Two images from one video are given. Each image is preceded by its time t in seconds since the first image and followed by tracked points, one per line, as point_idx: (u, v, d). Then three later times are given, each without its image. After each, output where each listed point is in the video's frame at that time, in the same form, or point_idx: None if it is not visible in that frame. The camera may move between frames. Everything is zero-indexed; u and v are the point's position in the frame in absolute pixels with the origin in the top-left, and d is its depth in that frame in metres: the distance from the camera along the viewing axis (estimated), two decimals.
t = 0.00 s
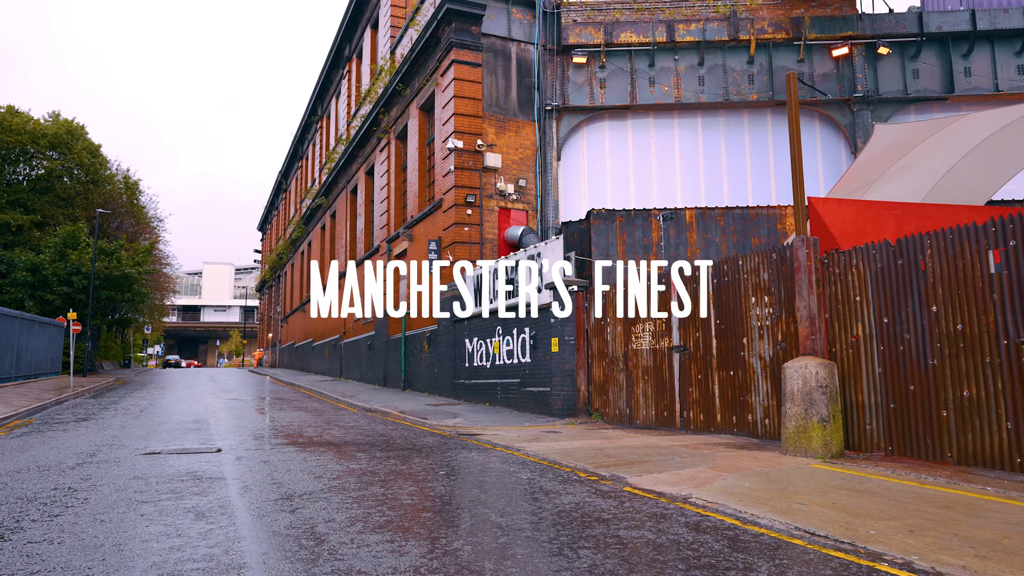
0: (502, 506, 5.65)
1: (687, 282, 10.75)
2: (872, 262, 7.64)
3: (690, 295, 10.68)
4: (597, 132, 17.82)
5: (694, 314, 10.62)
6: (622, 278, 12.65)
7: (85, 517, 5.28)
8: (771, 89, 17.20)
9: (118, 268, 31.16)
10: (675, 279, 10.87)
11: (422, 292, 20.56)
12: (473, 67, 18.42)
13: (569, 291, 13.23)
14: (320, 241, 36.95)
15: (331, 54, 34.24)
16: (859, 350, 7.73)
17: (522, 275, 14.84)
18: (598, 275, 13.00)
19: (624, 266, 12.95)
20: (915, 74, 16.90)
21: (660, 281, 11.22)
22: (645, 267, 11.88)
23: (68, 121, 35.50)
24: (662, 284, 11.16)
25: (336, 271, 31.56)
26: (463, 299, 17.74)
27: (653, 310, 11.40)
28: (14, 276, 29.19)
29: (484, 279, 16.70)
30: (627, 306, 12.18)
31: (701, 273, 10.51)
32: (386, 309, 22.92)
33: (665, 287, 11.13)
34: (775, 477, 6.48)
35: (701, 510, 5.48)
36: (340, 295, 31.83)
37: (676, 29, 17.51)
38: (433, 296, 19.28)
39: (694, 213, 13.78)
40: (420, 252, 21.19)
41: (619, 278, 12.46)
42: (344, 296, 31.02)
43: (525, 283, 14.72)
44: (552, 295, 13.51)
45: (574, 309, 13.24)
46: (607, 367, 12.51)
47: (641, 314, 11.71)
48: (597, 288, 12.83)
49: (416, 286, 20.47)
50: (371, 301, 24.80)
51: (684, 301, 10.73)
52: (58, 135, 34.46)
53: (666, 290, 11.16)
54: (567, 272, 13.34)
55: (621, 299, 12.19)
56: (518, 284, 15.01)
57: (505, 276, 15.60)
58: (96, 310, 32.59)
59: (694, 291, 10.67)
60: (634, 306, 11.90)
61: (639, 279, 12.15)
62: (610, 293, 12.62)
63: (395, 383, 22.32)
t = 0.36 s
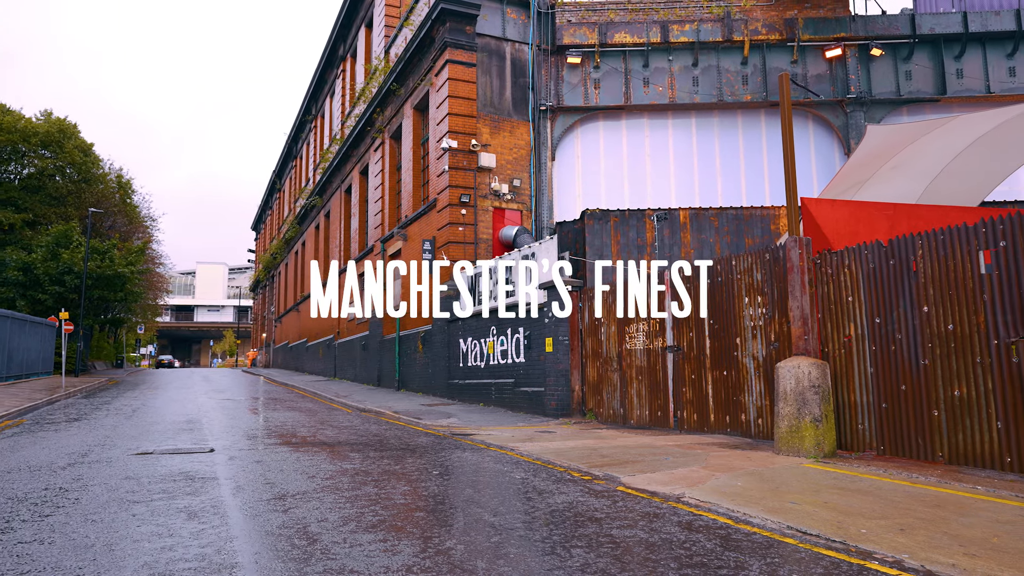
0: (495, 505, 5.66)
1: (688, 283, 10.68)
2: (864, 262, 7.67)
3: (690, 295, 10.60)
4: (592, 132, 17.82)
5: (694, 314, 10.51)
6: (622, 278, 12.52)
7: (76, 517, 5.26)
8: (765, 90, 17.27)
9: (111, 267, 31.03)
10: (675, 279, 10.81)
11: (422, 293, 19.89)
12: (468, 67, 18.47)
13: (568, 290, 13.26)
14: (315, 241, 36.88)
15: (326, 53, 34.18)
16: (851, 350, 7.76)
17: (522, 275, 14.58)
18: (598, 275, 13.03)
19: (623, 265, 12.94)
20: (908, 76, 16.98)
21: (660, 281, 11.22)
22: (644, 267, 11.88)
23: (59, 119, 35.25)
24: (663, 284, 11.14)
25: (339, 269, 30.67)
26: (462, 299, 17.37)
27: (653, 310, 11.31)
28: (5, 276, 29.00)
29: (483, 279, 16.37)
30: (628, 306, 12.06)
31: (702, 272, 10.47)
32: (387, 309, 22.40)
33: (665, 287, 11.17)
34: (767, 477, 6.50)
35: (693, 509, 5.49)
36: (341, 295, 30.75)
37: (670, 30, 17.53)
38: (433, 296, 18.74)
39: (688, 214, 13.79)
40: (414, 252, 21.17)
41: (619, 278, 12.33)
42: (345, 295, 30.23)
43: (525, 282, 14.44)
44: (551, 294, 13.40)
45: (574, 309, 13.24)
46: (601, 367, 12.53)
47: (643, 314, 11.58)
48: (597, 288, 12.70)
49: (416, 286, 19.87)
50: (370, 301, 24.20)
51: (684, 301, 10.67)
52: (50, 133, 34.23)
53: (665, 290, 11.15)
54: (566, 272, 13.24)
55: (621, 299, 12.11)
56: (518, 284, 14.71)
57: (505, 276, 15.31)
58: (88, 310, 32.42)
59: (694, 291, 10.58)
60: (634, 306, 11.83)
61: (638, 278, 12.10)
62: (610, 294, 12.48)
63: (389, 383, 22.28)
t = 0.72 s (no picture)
0: (488, 504, 5.66)
1: (688, 283, 10.43)
2: (856, 263, 7.71)
3: (690, 295, 10.39)
4: (586, 133, 17.86)
5: (695, 313, 10.35)
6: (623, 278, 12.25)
7: (67, 517, 5.23)
8: (759, 91, 17.33)
9: (103, 266, 30.93)
10: (675, 279, 10.58)
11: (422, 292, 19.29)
12: (462, 67, 18.37)
13: (567, 289, 13.13)
14: (309, 241, 36.81)
15: (320, 52, 34.12)
16: (844, 350, 7.79)
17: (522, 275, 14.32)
18: (598, 275, 12.89)
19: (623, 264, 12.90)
20: (900, 77, 17.06)
21: (660, 281, 10.90)
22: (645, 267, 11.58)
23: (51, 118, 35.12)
24: (662, 284, 10.86)
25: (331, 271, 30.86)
26: (462, 298, 17.06)
27: (655, 310, 11.07)
28: None
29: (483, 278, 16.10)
30: (627, 306, 11.92)
31: (703, 272, 10.21)
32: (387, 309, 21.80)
33: (666, 286, 10.85)
34: (759, 476, 6.51)
35: (686, 508, 5.49)
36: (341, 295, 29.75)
37: (664, 31, 17.57)
38: (433, 295, 18.30)
39: (682, 214, 13.90)
40: (408, 252, 21.16)
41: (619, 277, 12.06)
42: (344, 294, 29.39)
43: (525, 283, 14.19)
44: (550, 294, 13.23)
45: (574, 309, 13.14)
46: (595, 367, 12.53)
47: (647, 315, 11.35)
48: (597, 288, 12.42)
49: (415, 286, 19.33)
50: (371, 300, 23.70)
51: (684, 301, 10.46)
52: (42, 131, 34.09)
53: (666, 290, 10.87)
54: (567, 272, 13.11)
55: (621, 298, 11.91)
56: (518, 283, 14.42)
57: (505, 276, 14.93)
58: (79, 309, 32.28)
59: (695, 292, 10.34)
60: (634, 306, 11.67)
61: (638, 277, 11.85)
62: (610, 295, 12.22)
63: (383, 384, 22.22)
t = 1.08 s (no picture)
0: (481, 504, 5.65)
1: (688, 283, 10.44)
2: (848, 263, 7.74)
3: (690, 295, 10.37)
4: (581, 133, 17.90)
5: (693, 314, 10.32)
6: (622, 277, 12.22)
7: (57, 518, 5.20)
8: (752, 91, 17.39)
9: (96, 265, 30.80)
10: (676, 280, 10.59)
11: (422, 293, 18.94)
12: (456, 67, 18.30)
13: (567, 289, 13.14)
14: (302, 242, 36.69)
15: (315, 52, 34.06)
16: (836, 349, 7.82)
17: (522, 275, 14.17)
18: (598, 275, 12.51)
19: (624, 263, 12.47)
20: (893, 78, 17.13)
21: (660, 281, 10.94)
22: (645, 266, 11.55)
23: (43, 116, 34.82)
24: (662, 284, 10.88)
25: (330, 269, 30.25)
26: (462, 298, 16.90)
27: (653, 311, 11.07)
28: None
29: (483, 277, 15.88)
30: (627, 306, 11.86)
31: (703, 271, 10.19)
32: (384, 309, 21.61)
33: (665, 286, 10.87)
34: (752, 476, 6.52)
35: (679, 508, 5.50)
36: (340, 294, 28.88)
37: (658, 31, 17.65)
38: (433, 296, 18.10)
39: (676, 214, 13.88)
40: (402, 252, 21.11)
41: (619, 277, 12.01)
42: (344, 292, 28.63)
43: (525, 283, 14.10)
44: (549, 294, 13.31)
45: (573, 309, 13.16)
46: (588, 368, 12.50)
47: (642, 315, 11.36)
48: (597, 288, 12.39)
49: (415, 285, 19.08)
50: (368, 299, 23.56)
51: (685, 302, 10.42)
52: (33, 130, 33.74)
53: (665, 290, 10.89)
54: (567, 272, 13.03)
55: (621, 298, 11.87)
56: (517, 284, 14.24)
57: (505, 276, 14.70)
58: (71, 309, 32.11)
59: (695, 292, 10.35)
60: (633, 306, 11.65)
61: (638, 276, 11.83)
62: (610, 295, 12.20)
63: (377, 384, 22.17)
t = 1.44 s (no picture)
0: (475, 504, 5.65)
1: (689, 283, 10.52)
2: (840, 263, 7.76)
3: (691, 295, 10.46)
4: (576, 133, 17.91)
5: (693, 314, 10.39)
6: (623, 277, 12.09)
7: (49, 518, 5.19)
8: (746, 92, 17.51)
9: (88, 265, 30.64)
10: (676, 279, 10.62)
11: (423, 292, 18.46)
12: (450, 66, 17.98)
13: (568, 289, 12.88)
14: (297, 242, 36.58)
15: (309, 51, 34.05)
16: (827, 349, 7.84)
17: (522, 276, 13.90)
18: (598, 275, 12.37)
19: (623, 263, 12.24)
20: (885, 80, 17.21)
21: (660, 280, 10.93)
22: (645, 266, 11.35)
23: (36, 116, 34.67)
24: (663, 284, 10.86)
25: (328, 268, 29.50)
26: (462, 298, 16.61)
27: (652, 311, 11.02)
28: None
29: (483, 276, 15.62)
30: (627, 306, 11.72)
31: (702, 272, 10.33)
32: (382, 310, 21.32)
33: (666, 286, 10.86)
34: (745, 476, 6.53)
35: (672, 508, 5.50)
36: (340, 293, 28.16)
37: (653, 31, 17.84)
38: (433, 296, 17.81)
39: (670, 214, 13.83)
40: (396, 251, 21.06)
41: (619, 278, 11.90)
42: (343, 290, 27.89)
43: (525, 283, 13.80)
44: (543, 294, 13.28)
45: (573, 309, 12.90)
46: (582, 368, 12.35)
47: (641, 316, 11.22)
48: (597, 288, 12.30)
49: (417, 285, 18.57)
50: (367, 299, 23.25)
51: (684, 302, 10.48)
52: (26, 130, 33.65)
53: (666, 290, 10.88)
54: (566, 272, 12.85)
55: (621, 298, 11.75)
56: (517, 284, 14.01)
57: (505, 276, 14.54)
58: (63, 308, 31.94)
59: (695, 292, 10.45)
60: (634, 307, 11.43)
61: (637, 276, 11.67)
62: (610, 295, 12.12)
63: (371, 384, 22.11)
